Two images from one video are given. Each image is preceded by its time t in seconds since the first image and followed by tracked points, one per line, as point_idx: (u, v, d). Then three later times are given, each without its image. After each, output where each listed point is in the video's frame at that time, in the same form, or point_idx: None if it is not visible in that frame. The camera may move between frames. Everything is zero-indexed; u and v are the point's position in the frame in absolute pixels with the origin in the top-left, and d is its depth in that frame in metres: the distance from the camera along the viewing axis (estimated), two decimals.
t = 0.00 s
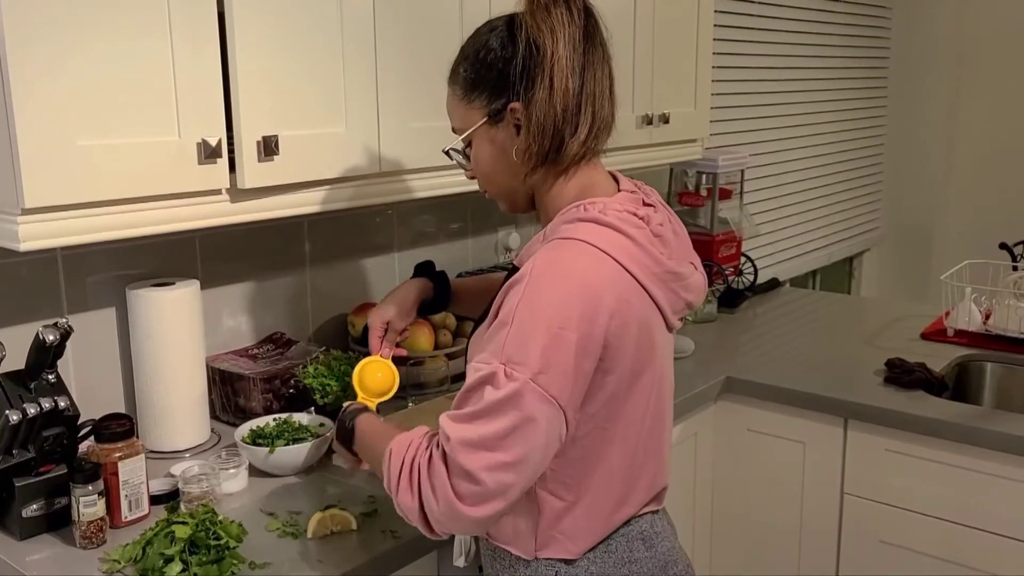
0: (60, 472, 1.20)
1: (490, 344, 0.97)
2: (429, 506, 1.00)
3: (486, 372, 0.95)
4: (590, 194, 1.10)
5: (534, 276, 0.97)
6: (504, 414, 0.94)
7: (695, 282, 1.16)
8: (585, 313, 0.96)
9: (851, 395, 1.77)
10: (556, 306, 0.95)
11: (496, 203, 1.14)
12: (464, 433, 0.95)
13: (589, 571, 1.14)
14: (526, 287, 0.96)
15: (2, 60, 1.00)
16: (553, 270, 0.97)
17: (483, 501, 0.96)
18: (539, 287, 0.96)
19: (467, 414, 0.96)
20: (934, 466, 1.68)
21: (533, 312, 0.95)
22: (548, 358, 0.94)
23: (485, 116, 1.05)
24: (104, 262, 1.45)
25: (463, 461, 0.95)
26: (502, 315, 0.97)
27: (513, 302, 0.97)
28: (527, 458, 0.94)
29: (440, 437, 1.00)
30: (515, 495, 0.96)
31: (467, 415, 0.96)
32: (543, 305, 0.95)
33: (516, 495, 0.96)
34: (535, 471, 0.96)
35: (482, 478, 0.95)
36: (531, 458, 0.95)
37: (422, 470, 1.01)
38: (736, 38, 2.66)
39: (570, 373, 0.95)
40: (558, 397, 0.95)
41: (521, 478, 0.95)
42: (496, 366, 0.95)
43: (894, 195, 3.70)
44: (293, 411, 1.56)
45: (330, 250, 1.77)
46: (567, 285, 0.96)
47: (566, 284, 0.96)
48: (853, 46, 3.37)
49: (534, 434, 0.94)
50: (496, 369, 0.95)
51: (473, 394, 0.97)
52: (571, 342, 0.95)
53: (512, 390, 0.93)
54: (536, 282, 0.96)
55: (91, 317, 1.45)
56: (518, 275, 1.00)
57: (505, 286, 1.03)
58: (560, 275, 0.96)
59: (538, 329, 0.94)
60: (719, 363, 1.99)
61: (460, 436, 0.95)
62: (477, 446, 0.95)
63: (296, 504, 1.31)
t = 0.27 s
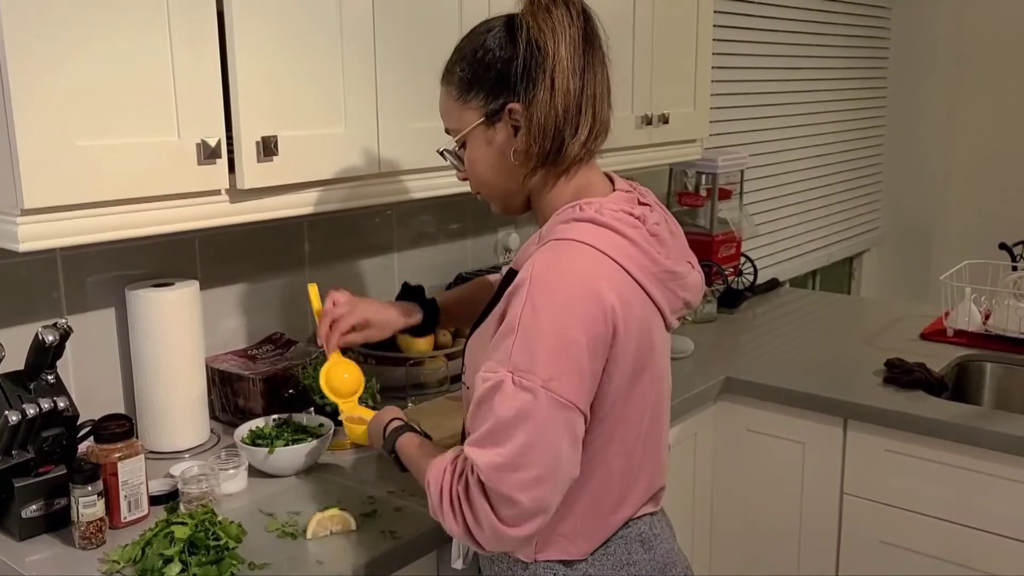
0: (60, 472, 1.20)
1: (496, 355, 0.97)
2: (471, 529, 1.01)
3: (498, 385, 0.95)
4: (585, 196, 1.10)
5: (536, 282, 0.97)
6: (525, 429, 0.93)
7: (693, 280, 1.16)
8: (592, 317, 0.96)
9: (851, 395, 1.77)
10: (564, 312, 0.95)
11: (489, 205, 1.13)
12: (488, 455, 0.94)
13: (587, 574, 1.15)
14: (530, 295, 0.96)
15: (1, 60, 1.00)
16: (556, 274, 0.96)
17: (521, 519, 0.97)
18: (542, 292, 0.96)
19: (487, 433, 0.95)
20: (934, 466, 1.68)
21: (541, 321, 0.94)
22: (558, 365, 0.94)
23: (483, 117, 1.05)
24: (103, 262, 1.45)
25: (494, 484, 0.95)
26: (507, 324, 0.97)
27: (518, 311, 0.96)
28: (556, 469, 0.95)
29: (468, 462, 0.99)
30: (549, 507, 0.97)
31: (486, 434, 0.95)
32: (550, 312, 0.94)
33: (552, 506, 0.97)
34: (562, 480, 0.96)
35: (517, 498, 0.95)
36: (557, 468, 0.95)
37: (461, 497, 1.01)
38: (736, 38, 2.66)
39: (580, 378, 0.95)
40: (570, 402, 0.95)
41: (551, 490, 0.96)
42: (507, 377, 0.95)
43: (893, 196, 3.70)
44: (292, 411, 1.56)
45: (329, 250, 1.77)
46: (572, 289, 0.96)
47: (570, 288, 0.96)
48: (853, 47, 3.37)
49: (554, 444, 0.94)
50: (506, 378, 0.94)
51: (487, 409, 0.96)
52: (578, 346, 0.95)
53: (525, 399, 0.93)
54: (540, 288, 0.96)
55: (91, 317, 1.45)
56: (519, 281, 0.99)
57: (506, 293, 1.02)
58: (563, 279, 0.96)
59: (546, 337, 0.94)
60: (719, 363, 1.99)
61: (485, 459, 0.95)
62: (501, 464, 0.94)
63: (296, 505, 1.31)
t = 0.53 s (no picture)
0: (59, 472, 1.20)
1: (500, 359, 0.98)
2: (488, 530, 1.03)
3: (504, 390, 0.96)
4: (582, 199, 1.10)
5: (538, 285, 0.97)
6: (533, 433, 0.95)
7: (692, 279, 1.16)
8: (596, 319, 0.96)
9: (850, 395, 1.77)
10: (568, 315, 0.95)
11: (485, 209, 1.12)
12: (498, 460, 0.96)
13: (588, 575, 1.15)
14: (533, 298, 0.96)
15: None
16: (558, 277, 0.97)
17: (535, 522, 0.99)
18: (544, 297, 0.96)
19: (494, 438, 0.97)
20: (933, 466, 1.68)
21: (545, 325, 0.95)
22: (562, 368, 0.95)
23: (480, 122, 1.05)
24: (102, 263, 1.45)
25: (506, 489, 0.96)
26: (511, 327, 0.97)
27: (521, 314, 0.97)
28: (565, 470, 0.97)
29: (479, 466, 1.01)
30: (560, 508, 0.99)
31: (494, 439, 0.97)
32: (553, 315, 0.95)
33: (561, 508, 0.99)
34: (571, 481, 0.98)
35: (529, 502, 0.97)
36: (566, 469, 0.97)
37: (474, 502, 1.02)
38: (735, 39, 2.67)
39: (585, 380, 0.96)
40: (576, 406, 0.96)
41: (560, 491, 0.97)
42: (512, 381, 0.96)
43: (892, 196, 3.70)
44: (291, 412, 1.56)
45: (328, 251, 1.77)
46: (575, 292, 0.96)
47: (573, 291, 0.96)
48: (851, 48, 3.37)
49: (561, 446, 0.96)
50: (511, 383, 0.96)
51: (494, 413, 0.97)
52: (582, 350, 0.96)
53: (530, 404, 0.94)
54: (542, 291, 0.96)
55: (90, 318, 1.45)
56: (521, 284, 1.00)
57: (508, 296, 1.03)
58: (566, 282, 0.96)
59: (550, 341, 0.95)
60: (718, 363, 1.99)
61: (495, 464, 0.96)
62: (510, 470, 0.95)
63: (295, 505, 1.31)
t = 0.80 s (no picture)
0: (57, 473, 1.20)
1: (502, 360, 0.98)
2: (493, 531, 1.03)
3: (506, 391, 0.96)
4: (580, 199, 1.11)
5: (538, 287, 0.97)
6: (537, 434, 0.95)
7: (691, 278, 1.16)
8: (597, 320, 0.96)
9: (849, 396, 1.77)
10: (569, 316, 0.95)
11: (486, 211, 1.13)
12: (501, 462, 0.96)
13: None
14: (534, 300, 0.96)
15: None
16: (558, 277, 0.97)
17: (539, 522, 0.99)
18: (545, 299, 0.96)
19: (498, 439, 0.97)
20: (932, 467, 1.68)
21: (546, 327, 0.95)
22: (564, 369, 0.95)
23: (482, 125, 1.05)
24: (101, 264, 1.45)
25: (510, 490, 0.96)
26: (512, 329, 0.97)
27: (521, 316, 0.97)
28: (569, 471, 0.97)
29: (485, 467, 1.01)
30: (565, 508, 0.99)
31: (497, 441, 0.97)
32: (555, 317, 0.95)
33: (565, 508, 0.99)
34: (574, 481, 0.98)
35: (533, 503, 0.97)
36: (570, 470, 0.97)
37: (480, 503, 1.03)
38: (734, 40, 2.67)
39: (587, 381, 0.96)
40: (578, 408, 0.96)
41: (564, 491, 0.98)
42: (513, 383, 0.96)
43: (891, 197, 3.70)
44: (290, 413, 1.56)
45: (327, 251, 1.77)
46: (576, 293, 0.96)
47: (574, 292, 0.96)
48: (851, 49, 3.37)
49: (564, 447, 0.96)
50: (513, 386, 0.96)
51: (497, 414, 0.97)
52: (584, 352, 0.96)
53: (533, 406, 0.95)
54: (543, 292, 0.96)
55: (89, 319, 1.45)
56: (521, 286, 1.00)
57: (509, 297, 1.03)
58: (566, 283, 0.96)
59: (551, 342, 0.95)
60: (717, 364, 1.99)
61: (498, 466, 0.96)
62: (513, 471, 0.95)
63: (294, 506, 1.31)
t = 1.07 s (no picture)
0: (57, 474, 1.20)
1: (505, 364, 0.97)
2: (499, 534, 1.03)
3: (510, 395, 0.96)
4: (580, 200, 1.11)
5: (541, 290, 0.97)
6: (542, 438, 0.95)
7: (691, 278, 1.16)
8: (600, 323, 0.96)
9: (849, 397, 1.77)
10: (572, 320, 0.95)
11: (483, 210, 1.13)
12: (506, 466, 0.96)
13: None
14: (537, 303, 0.96)
15: None
16: (561, 280, 0.97)
17: (544, 525, 0.99)
18: (548, 303, 0.96)
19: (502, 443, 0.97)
20: (932, 468, 1.68)
21: (549, 330, 0.95)
22: (567, 372, 0.95)
23: (481, 126, 1.05)
24: (101, 264, 1.45)
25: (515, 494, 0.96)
26: (515, 332, 0.97)
27: (524, 320, 0.97)
28: (574, 473, 0.97)
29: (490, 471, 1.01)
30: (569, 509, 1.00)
31: (501, 445, 0.97)
32: (558, 321, 0.95)
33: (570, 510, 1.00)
34: (578, 483, 0.98)
35: (538, 505, 0.97)
36: (574, 472, 0.97)
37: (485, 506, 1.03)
38: (734, 40, 2.67)
39: (591, 383, 0.96)
40: (582, 410, 0.96)
41: (569, 494, 0.98)
42: (517, 387, 0.96)
43: (891, 197, 3.70)
44: (289, 413, 1.56)
45: (327, 252, 1.77)
46: (578, 296, 0.96)
47: (576, 294, 0.96)
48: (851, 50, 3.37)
49: (568, 450, 0.96)
50: (517, 390, 0.96)
51: (501, 418, 0.97)
52: (587, 355, 0.96)
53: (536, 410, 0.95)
54: (546, 295, 0.96)
55: (89, 319, 1.45)
56: (524, 288, 1.00)
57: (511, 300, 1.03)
58: (569, 286, 0.96)
59: (555, 345, 0.95)
60: (717, 365, 1.99)
61: (503, 469, 0.96)
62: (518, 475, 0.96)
63: (294, 507, 1.31)
